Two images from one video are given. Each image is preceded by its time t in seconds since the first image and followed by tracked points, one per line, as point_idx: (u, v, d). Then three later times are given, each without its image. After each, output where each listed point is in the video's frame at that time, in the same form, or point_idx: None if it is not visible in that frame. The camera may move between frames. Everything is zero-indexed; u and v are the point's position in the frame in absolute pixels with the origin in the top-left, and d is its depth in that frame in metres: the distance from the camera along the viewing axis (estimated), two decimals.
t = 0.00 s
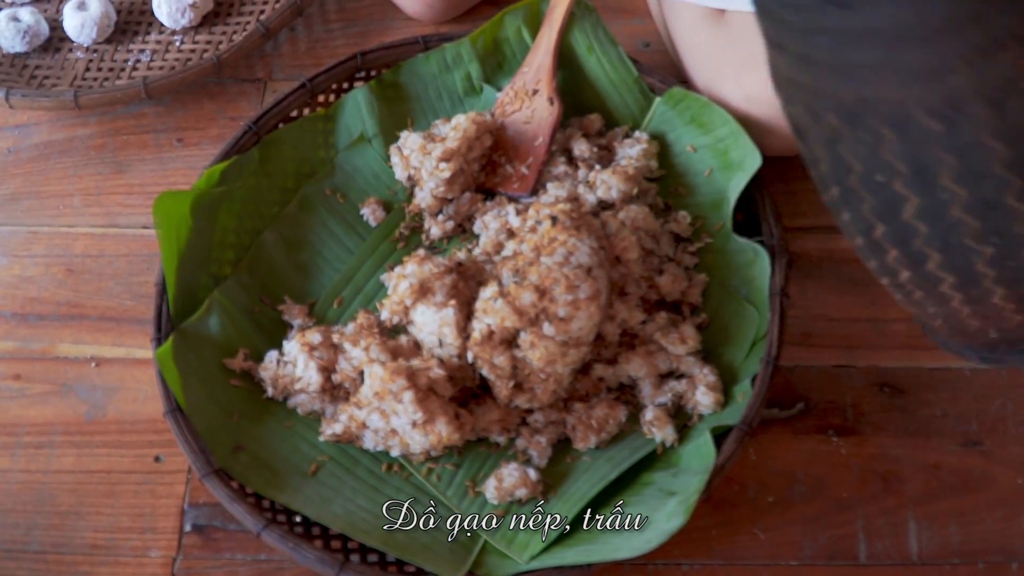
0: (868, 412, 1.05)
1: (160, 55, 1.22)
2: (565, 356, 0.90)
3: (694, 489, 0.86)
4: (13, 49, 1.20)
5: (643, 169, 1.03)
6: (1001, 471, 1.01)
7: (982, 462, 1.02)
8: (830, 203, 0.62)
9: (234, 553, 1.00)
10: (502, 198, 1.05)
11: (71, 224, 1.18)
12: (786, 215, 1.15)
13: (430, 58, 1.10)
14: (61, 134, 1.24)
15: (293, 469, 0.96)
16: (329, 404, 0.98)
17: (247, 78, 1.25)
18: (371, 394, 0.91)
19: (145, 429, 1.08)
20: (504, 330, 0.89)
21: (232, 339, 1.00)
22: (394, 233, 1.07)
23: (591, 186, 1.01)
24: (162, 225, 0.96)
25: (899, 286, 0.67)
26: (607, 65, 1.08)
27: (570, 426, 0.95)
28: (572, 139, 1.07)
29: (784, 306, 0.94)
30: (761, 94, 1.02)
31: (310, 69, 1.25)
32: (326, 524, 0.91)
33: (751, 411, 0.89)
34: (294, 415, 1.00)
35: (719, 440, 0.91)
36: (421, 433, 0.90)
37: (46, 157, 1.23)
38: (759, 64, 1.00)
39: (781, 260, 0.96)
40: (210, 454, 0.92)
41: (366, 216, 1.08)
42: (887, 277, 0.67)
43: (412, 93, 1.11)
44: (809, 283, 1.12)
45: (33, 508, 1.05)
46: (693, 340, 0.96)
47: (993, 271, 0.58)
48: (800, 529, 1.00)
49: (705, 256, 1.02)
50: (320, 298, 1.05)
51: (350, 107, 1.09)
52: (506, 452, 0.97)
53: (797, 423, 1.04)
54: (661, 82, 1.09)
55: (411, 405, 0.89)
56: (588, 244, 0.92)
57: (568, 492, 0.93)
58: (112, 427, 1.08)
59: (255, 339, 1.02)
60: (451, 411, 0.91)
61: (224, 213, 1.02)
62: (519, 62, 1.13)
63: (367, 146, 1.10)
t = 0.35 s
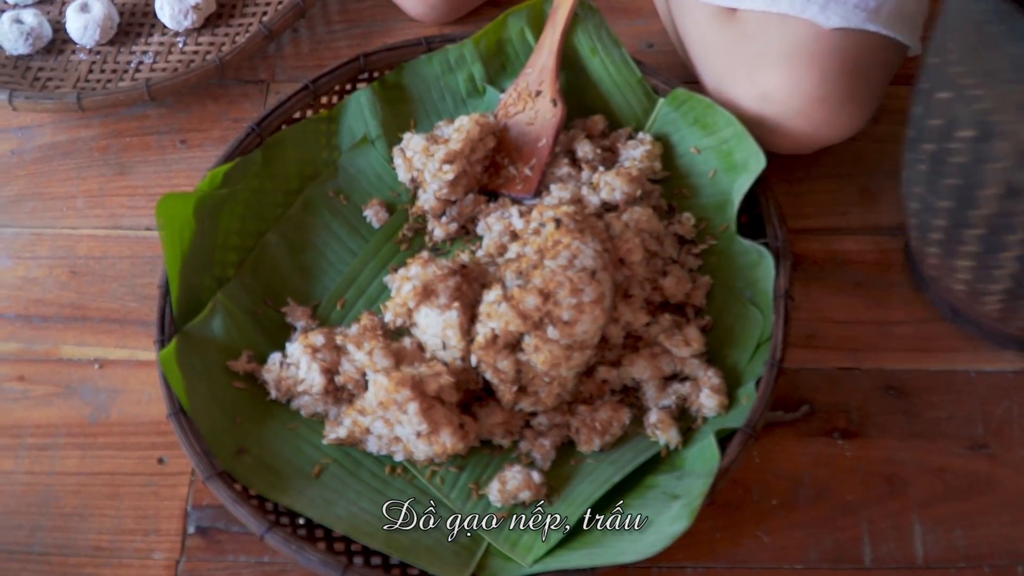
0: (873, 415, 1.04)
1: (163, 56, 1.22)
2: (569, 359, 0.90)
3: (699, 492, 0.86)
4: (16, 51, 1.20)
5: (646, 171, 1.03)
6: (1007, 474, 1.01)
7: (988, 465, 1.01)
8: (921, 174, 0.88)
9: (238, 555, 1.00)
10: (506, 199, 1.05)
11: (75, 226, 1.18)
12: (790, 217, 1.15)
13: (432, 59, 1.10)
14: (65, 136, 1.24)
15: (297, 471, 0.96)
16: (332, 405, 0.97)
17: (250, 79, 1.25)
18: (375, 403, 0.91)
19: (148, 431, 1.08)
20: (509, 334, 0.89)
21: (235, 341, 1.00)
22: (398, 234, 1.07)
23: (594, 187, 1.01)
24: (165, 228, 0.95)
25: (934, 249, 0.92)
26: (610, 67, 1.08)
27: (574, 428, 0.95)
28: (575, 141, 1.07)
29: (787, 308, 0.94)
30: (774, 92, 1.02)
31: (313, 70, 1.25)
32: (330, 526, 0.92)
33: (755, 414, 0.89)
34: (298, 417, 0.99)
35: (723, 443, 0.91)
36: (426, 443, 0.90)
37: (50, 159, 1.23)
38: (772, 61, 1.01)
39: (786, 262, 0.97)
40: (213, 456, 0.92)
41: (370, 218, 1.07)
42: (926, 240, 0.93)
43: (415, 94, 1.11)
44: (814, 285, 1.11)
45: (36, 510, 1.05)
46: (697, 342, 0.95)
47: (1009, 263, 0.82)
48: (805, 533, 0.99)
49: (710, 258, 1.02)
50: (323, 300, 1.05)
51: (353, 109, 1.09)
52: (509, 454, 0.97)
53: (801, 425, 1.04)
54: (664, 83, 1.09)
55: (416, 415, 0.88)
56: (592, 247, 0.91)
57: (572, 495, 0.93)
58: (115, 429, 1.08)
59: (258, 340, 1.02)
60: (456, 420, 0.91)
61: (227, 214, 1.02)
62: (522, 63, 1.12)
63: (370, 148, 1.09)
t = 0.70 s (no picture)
0: (886, 413, 1.04)
1: (174, 53, 1.22)
2: (583, 358, 0.90)
3: (713, 491, 0.86)
4: (26, 48, 1.20)
5: (659, 169, 1.02)
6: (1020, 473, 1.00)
7: (1001, 464, 1.01)
8: (1005, 164, 0.88)
9: (250, 554, 1.00)
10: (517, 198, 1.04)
11: (86, 224, 1.18)
12: (803, 214, 1.14)
13: (444, 56, 1.09)
14: (75, 133, 1.23)
15: (309, 470, 0.95)
16: (345, 404, 0.97)
17: (261, 77, 1.25)
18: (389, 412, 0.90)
19: (160, 430, 1.07)
20: (522, 333, 0.89)
21: (248, 339, 0.99)
22: (409, 232, 1.07)
23: (607, 185, 1.00)
24: (177, 225, 0.96)
25: (1004, 237, 0.94)
26: (623, 64, 1.08)
27: (587, 427, 0.94)
28: (587, 138, 1.06)
29: (802, 307, 0.93)
30: (793, 81, 1.01)
31: (324, 67, 1.25)
32: (343, 525, 0.91)
33: (769, 412, 0.89)
34: (309, 416, 0.99)
35: (737, 441, 0.91)
36: (439, 452, 0.90)
37: (61, 157, 1.22)
38: (793, 50, 1.01)
39: (800, 260, 0.96)
40: (226, 455, 0.92)
41: (382, 215, 1.07)
42: (996, 227, 0.94)
43: (427, 92, 1.11)
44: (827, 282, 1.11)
45: (47, 509, 1.04)
46: (711, 341, 0.95)
47: None
48: (818, 532, 0.99)
49: (723, 256, 1.01)
50: (335, 299, 1.05)
51: (364, 107, 1.09)
52: (522, 453, 0.97)
53: (814, 423, 1.04)
54: (677, 80, 1.08)
55: (430, 429, 0.88)
56: (606, 246, 0.91)
57: (585, 494, 0.92)
58: (126, 428, 1.07)
59: (270, 339, 1.01)
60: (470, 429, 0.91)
61: (239, 212, 1.02)
62: (534, 61, 1.12)
63: (382, 145, 1.09)
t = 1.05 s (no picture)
0: (890, 406, 1.04)
1: (176, 53, 1.22)
2: (587, 355, 0.90)
3: (719, 487, 0.85)
4: (27, 49, 1.20)
5: (662, 164, 1.02)
6: None
7: (1006, 456, 1.01)
8: (975, 203, 0.90)
9: (256, 553, 1.00)
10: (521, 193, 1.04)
11: (88, 224, 1.18)
12: (806, 209, 1.15)
13: (447, 53, 1.09)
14: (77, 134, 1.23)
15: (314, 469, 0.95)
16: (350, 402, 0.97)
17: (263, 76, 1.25)
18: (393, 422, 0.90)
19: (165, 430, 1.07)
20: (526, 331, 0.89)
21: (252, 339, 0.99)
22: (413, 231, 1.07)
23: (610, 181, 1.00)
24: (181, 225, 0.95)
25: (986, 270, 0.95)
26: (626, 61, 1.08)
27: (592, 423, 0.94)
28: (589, 134, 1.06)
29: (806, 301, 0.93)
30: (797, 75, 1.02)
31: (326, 66, 1.25)
32: (348, 523, 0.91)
33: (774, 408, 0.88)
34: (315, 415, 0.99)
35: (742, 436, 0.90)
36: (443, 462, 0.91)
37: (63, 158, 1.22)
38: (795, 44, 1.02)
39: (803, 254, 0.95)
40: (231, 454, 0.92)
41: (384, 214, 1.07)
42: (979, 262, 0.96)
43: (430, 89, 1.11)
44: (831, 276, 1.11)
45: (52, 510, 1.04)
46: (715, 336, 0.95)
47: None
48: (824, 526, 0.99)
49: (726, 251, 1.01)
50: (339, 297, 1.05)
51: (367, 105, 1.08)
52: (527, 450, 0.97)
53: (819, 418, 1.04)
54: (681, 76, 1.08)
55: (433, 442, 0.88)
56: (609, 243, 0.91)
57: (590, 490, 0.92)
58: (131, 428, 1.07)
59: (275, 338, 1.01)
60: (474, 444, 0.91)
61: (243, 211, 1.02)
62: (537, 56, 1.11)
63: (385, 143, 1.08)
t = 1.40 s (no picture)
0: (891, 405, 1.04)
1: (176, 50, 1.22)
2: (587, 353, 0.90)
3: (719, 485, 0.84)
4: (28, 46, 1.20)
5: (663, 162, 1.02)
6: None
7: (1005, 455, 1.01)
8: (978, 207, 0.90)
9: (256, 550, 1.00)
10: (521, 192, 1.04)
11: (88, 221, 1.18)
12: (807, 207, 1.15)
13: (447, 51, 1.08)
14: (78, 131, 1.23)
15: (315, 466, 0.95)
16: (350, 399, 0.97)
17: (264, 72, 1.25)
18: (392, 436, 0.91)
19: (165, 427, 1.07)
20: (527, 330, 0.89)
21: (253, 336, 0.99)
22: (413, 228, 1.06)
23: (610, 179, 1.00)
24: (181, 222, 0.95)
25: (987, 274, 0.95)
26: (628, 59, 1.06)
27: (592, 422, 0.94)
28: (588, 132, 1.05)
29: (806, 299, 0.93)
30: (789, 76, 1.02)
31: (327, 63, 1.25)
32: (349, 521, 0.91)
33: (774, 406, 0.88)
34: (315, 412, 0.99)
35: (742, 434, 0.90)
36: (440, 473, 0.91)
37: (63, 154, 1.22)
38: (787, 46, 1.02)
39: (804, 253, 0.95)
40: (231, 452, 0.92)
41: (385, 211, 1.07)
42: (980, 264, 0.96)
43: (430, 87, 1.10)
44: (831, 275, 1.11)
45: (52, 507, 1.04)
46: (715, 334, 0.94)
47: None
48: (824, 524, 0.99)
49: (726, 249, 1.01)
50: (339, 295, 1.05)
51: (368, 102, 1.08)
52: (528, 447, 0.97)
53: (819, 416, 1.04)
54: (681, 74, 1.07)
55: (432, 459, 0.88)
56: (610, 241, 0.91)
57: (590, 488, 0.92)
58: (131, 425, 1.07)
59: (275, 335, 1.01)
60: (473, 452, 0.92)
61: (243, 208, 1.02)
62: (535, 54, 1.10)
63: (386, 141, 1.08)
